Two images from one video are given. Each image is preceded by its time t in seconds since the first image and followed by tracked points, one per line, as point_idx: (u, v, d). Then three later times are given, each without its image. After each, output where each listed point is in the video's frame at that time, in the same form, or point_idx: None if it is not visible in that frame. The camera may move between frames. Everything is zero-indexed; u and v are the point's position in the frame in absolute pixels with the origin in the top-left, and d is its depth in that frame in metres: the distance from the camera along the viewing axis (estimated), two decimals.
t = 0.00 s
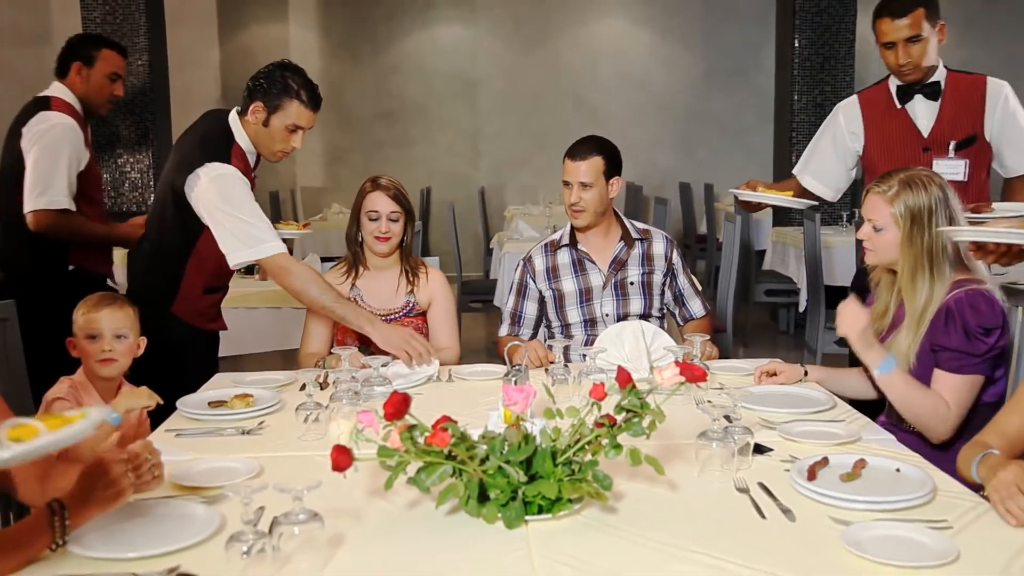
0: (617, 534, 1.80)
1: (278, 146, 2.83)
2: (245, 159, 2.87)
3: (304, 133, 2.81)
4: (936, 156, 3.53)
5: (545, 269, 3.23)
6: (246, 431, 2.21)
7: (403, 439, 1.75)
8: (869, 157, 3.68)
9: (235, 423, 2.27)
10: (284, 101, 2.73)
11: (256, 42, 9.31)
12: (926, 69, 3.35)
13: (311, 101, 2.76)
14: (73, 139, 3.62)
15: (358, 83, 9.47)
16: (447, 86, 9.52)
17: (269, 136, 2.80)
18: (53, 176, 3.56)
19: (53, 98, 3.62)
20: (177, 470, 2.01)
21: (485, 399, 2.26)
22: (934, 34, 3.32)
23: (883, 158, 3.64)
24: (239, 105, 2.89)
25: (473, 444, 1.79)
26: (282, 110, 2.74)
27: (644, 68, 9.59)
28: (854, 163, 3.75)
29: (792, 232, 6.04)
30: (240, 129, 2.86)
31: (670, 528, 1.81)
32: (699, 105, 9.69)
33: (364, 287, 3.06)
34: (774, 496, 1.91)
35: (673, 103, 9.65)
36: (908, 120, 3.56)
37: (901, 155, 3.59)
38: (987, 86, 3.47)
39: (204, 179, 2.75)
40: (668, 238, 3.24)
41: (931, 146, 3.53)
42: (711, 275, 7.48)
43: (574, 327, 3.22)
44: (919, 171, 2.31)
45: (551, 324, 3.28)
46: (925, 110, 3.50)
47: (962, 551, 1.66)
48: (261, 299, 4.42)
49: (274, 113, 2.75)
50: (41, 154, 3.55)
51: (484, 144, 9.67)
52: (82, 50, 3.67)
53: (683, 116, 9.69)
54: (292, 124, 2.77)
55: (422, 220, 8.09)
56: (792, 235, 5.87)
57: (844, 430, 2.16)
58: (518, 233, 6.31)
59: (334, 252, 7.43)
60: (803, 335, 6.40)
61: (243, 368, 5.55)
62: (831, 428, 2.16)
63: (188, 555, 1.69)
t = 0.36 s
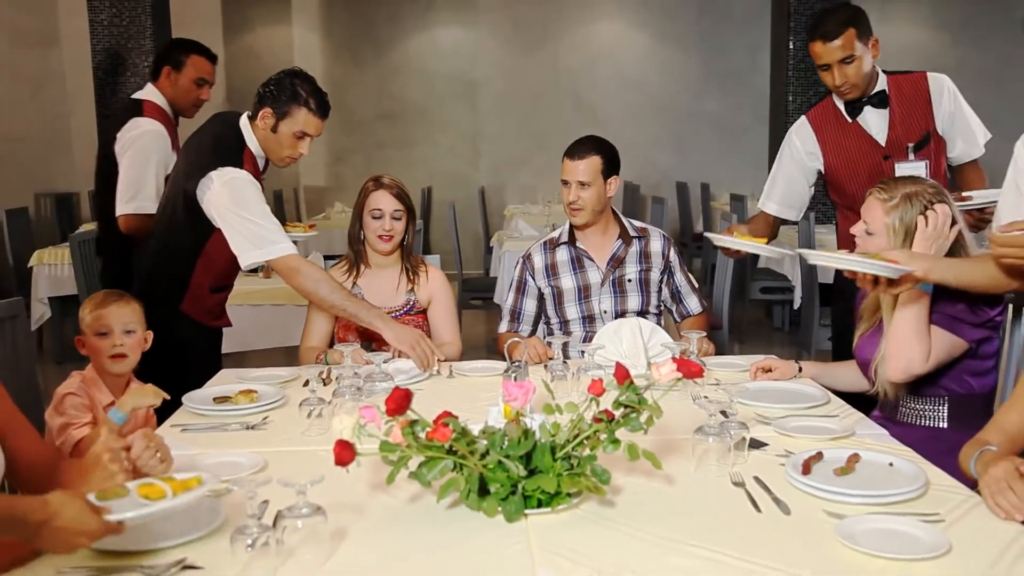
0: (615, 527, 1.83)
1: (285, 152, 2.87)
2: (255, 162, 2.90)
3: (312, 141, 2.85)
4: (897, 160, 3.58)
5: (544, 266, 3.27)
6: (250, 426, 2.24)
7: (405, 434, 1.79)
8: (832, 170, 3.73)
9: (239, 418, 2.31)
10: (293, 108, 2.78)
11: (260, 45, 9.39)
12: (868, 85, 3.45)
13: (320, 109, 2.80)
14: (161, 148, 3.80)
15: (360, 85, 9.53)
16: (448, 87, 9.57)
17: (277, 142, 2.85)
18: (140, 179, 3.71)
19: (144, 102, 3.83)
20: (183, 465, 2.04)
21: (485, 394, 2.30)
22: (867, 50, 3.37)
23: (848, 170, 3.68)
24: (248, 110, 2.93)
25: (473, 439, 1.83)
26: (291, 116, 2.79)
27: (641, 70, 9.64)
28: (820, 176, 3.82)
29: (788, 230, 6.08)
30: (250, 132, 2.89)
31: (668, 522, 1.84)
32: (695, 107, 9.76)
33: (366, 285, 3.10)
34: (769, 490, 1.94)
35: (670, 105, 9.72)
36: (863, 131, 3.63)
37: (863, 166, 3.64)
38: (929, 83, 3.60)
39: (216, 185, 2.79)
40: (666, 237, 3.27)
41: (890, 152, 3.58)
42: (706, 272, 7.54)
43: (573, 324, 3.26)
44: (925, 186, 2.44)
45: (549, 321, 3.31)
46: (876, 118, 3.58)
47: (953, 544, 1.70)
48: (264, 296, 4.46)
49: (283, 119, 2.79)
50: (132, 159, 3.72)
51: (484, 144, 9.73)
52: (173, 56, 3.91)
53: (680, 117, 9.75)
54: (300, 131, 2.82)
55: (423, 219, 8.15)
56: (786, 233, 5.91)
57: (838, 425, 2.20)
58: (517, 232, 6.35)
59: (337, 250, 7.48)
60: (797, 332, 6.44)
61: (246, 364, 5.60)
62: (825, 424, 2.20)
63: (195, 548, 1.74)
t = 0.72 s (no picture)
0: (611, 519, 1.88)
1: (285, 150, 2.91)
2: (257, 162, 2.97)
3: (309, 139, 2.88)
4: (876, 166, 3.55)
5: (542, 265, 3.32)
6: (257, 420, 2.30)
7: (407, 428, 1.84)
8: (813, 178, 3.69)
9: (246, 413, 2.37)
10: (290, 106, 2.82)
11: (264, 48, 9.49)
12: (837, 98, 3.46)
13: (315, 107, 2.84)
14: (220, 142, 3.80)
15: (364, 90, 9.66)
16: (448, 90, 9.67)
17: (275, 140, 2.90)
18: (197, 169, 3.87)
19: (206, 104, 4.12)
20: (191, 459, 2.09)
21: (486, 390, 2.36)
22: (837, 63, 3.43)
23: (829, 177, 3.64)
24: (252, 111, 2.99)
25: (474, 434, 1.88)
26: (288, 114, 2.83)
27: (638, 72, 9.70)
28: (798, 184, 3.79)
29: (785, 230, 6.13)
30: (252, 133, 2.96)
31: (663, 515, 1.89)
32: (691, 109, 9.78)
33: (368, 284, 3.15)
34: (762, 482, 2.00)
35: (666, 107, 9.76)
36: (841, 141, 3.57)
37: (842, 174, 3.60)
38: (895, 87, 3.60)
39: (216, 183, 2.84)
40: (662, 236, 3.33)
41: (869, 159, 3.55)
42: (701, 271, 7.59)
43: (571, 321, 3.31)
44: (926, 167, 2.56)
45: (548, 318, 3.36)
46: (852, 127, 3.53)
47: (940, 535, 1.74)
48: (270, 294, 4.53)
49: (279, 117, 2.84)
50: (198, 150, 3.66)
51: (484, 146, 9.82)
52: (235, 59, 4.04)
53: (676, 119, 9.79)
54: (297, 128, 2.85)
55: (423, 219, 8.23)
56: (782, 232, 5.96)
57: (831, 419, 2.26)
58: (518, 231, 6.39)
59: (340, 249, 7.56)
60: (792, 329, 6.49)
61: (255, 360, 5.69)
62: (819, 417, 2.25)
63: (205, 540, 1.79)
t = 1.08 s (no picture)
0: (607, 509, 1.95)
1: (287, 153, 2.97)
2: (259, 164, 3.02)
3: (310, 141, 2.94)
4: (856, 169, 3.61)
5: (541, 263, 3.39)
6: (265, 414, 2.38)
7: (410, 421, 1.91)
8: (797, 185, 3.73)
9: (254, 406, 2.44)
10: (292, 109, 2.88)
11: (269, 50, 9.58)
12: (815, 107, 3.55)
13: (317, 110, 2.90)
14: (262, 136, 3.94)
15: (367, 93, 9.77)
16: (449, 94, 9.80)
17: (278, 143, 2.96)
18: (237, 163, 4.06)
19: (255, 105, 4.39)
20: (200, 451, 2.16)
21: (485, 384, 2.43)
22: (812, 74, 3.49)
23: (810, 184, 3.70)
24: (257, 114, 3.05)
25: (475, 426, 1.95)
26: (290, 117, 2.89)
27: (635, 76, 9.85)
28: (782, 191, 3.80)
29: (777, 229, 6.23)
30: (253, 135, 3.02)
31: (659, 504, 1.96)
32: (684, 112, 9.96)
33: (372, 283, 3.22)
34: (754, 474, 2.07)
35: (658, 110, 9.93)
36: (822, 148, 3.61)
37: (826, 182, 3.66)
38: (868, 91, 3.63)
39: (216, 183, 2.90)
40: (656, 235, 3.39)
41: (848, 164, 3.60)
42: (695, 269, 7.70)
43: (568, 318, 3.38)
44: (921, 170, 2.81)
45: (546, 315, 3.44)
46: (832, 134, 3.58)
47: (926, 524, 1.81)
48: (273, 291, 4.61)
49: (282, 120, 2.90)
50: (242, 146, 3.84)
51: (484, 148, 9.95)
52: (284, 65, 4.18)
53: (669, 122, 9.97)
54: (298, 131, 2.91)
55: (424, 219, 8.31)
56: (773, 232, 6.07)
57: (818, 413, 2.34)
58: (517, 231, 6.46)
59: (344, 248, 7.64)
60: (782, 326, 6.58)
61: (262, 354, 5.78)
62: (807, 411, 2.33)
63: (212, 528, 1.85)
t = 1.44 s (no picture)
0: (602, 497, 2.02)
1: (299, 155, 3.03)
2: (272, 166, 3.09)
3: (323, 145, 3.00)
4: (841, 171, 3.67)
5: (539, 260, 3.46)
6: (273, 405, 2.45)
7: (412, 413, 1.98)
8: (784, 186, 3.80)
9: (261, 398, 2.52)
10: (306, 113, 2.94)
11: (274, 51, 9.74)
12: (803, 110, 3.57)
13: (330, 115, 2.96)
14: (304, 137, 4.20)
15: (371, 92, 10.02)
16: (450, 96, 10.07)
17: (291, 145, 3.02)
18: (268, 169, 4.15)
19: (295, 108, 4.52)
20: (209, 441, 2.23)
21: (485, 377, 2.51)
22: (800, 79, 3.52)
23: (797, 184, 3.76)
24: (267, 116, 3.12)
25: (475, 418, 2.01)
26: (303, 121, 2.95)
27: (629, 79, 10.13)
28: (770, 193, 3.87)
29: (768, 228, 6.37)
30: (268, 138, 3.08)
31: (654, 493, 2.03)
32: (677, 114, 10.23)
33: (376, 278, 3.29)
34: (745, 463, 2.14)
35: (656, 112, 10.20)
36: (808, 151, 3.67)
37: (812, 183, 3.73)
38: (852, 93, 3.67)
39: (231, 184, 2.97)
40: (651, 233, 3.46)
41: (834, 165, 3.67)
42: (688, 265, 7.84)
43: (566, 312, 3.46)
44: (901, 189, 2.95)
45: (544, 310, 3.51)
46: (818, 137, 3.62)
47: (911, 512, 1.88)
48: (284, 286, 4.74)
49: (296, 124, 2.96)
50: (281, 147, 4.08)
51: (484, 148, 10.22)
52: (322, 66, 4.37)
53: (663, 123, 10.23)
54: (311, 135, 2.97)
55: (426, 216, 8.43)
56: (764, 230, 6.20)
57: (808, 405, 2.41)
58: (515, 229, 6.56)
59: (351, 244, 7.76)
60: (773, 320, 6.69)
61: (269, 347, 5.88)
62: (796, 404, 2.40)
63: (220, 516, 1.92)
